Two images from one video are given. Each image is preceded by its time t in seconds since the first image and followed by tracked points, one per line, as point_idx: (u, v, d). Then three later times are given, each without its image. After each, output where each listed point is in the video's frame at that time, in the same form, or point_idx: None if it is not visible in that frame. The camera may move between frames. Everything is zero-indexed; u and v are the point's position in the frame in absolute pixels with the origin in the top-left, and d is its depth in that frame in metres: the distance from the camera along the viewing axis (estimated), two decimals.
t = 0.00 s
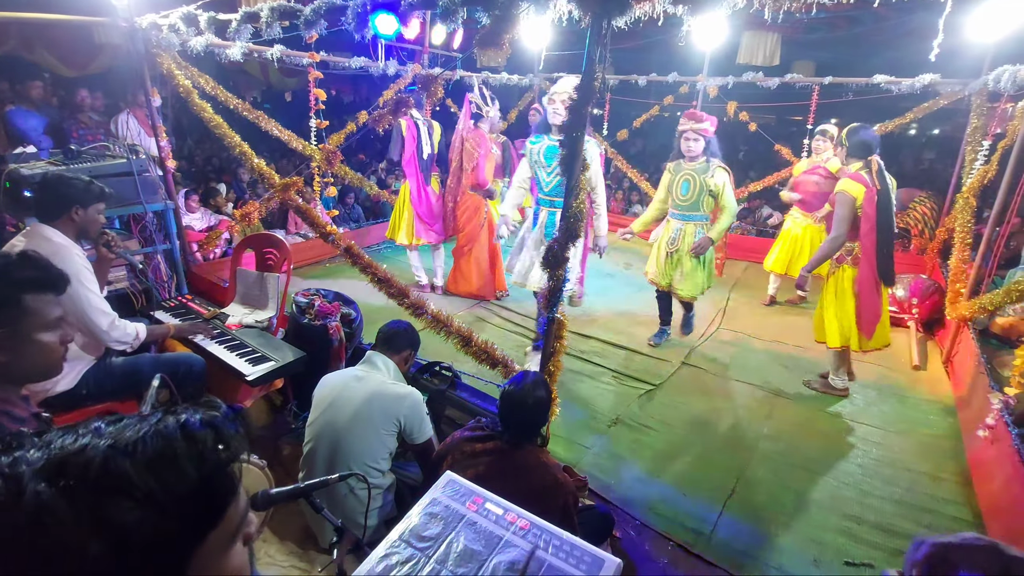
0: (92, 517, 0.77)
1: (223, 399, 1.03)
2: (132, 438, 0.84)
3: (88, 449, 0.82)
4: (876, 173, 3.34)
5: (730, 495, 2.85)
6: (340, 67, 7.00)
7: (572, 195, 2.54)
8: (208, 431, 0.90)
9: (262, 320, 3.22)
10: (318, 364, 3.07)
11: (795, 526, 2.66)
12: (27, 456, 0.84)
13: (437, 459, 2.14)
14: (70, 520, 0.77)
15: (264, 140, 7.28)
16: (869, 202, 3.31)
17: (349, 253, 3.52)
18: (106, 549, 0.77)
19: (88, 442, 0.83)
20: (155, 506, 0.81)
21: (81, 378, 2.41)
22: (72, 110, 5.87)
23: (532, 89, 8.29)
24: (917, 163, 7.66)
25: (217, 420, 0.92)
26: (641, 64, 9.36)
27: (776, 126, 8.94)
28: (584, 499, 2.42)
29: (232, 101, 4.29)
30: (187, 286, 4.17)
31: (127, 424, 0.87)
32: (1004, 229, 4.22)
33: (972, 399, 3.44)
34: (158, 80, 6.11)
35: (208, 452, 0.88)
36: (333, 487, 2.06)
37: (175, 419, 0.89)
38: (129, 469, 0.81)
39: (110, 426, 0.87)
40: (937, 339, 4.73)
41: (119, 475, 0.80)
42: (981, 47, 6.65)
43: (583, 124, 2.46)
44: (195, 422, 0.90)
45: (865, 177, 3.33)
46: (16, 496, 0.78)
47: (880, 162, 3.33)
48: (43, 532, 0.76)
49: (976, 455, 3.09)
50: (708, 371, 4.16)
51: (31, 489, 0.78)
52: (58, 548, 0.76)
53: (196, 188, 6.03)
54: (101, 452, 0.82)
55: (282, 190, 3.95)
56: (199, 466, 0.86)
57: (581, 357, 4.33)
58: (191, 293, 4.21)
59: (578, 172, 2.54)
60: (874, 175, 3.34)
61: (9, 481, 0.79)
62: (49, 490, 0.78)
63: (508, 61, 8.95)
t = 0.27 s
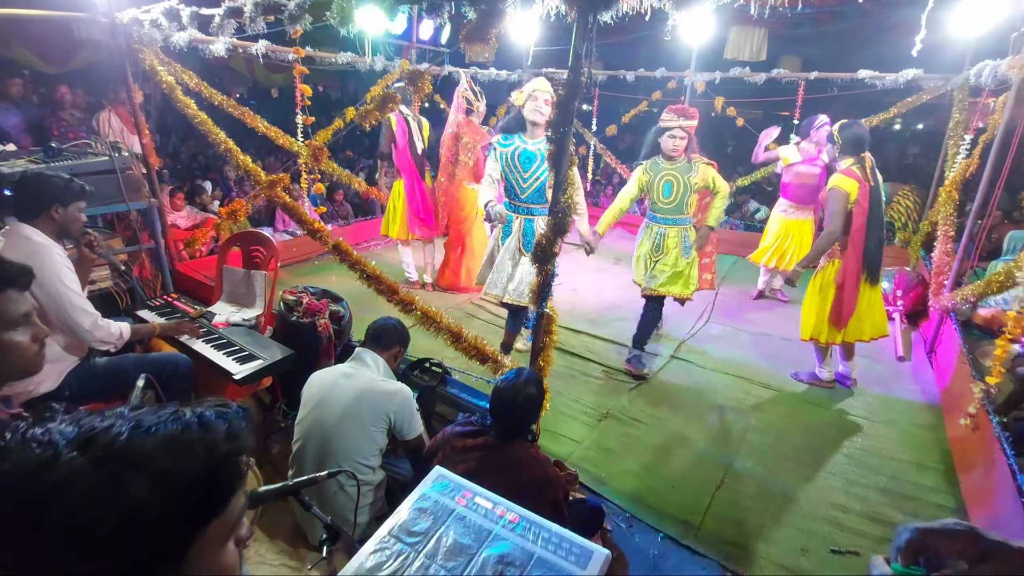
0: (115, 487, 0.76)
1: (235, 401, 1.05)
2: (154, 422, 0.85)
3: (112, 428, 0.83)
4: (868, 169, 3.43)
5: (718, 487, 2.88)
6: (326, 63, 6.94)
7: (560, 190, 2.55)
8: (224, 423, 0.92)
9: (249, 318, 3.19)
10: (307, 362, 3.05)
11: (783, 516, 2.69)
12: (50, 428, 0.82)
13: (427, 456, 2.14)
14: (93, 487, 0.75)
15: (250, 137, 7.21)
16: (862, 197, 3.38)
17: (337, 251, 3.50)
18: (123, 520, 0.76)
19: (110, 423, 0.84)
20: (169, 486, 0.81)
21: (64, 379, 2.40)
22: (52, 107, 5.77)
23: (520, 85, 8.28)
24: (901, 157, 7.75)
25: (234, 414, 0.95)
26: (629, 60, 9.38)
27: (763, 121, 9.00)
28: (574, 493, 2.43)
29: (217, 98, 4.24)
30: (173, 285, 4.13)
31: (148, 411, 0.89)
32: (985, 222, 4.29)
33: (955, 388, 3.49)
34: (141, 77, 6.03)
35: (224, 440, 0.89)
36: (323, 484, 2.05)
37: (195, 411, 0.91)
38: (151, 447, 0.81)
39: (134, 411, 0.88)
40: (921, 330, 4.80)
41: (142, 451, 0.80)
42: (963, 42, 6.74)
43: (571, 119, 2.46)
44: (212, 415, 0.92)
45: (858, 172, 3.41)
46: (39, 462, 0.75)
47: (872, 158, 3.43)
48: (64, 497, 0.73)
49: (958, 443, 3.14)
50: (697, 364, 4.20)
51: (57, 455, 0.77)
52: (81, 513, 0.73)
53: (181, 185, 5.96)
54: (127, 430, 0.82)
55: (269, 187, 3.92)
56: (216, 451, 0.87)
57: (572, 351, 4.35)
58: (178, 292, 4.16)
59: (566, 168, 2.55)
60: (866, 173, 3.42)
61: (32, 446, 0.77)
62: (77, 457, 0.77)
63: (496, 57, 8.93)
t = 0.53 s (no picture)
0: (118, 483, 0.79)
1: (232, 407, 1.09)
2: (153, 424, 0.89)
3: (114, 428, 0.87)
4: (850, 157, 3.44)
5: (709, 477, 2.91)
6: (311, 60, 6.88)
7: (547, 185, 2.55)
8: (220, 427, 0.96)
9: (237, 320, 3.17)
10: (296, 362, 3.04)
11: (771, 504, 2.73)
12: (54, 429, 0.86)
13: (419, 453, 2.14)
14: (95, 481, 0.78)
15: (235, 136, 7.13)
16: (842, 185, 3.42)
17: (325, 250, 3.48)
18: (123, 515, 0.78)
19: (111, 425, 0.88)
20: (167, 485, 0.84)
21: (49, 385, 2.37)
22: (31, 108, 5.67)
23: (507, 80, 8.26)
24: (886, 147, 7.82)
25: (230, 419, 0.99)
26: (616, 55, 9.39)
27: (749, 114, 9.05)
28: (566, 487, 2.45)
29: (199, 96, 4.19)
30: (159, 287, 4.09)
31: (148, 416, 0.93)
32: (966, 211, 4.36)
33: (939, 375, 3.55)
34: (122, 76, 5.94)
35: (220, 442, 0.93)
36: (314, 484, 2.05)
37: (193, 414, 0.95)
38: (150, 446, 0.85)
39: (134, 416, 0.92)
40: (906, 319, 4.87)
41: (142, 450, 0.83)
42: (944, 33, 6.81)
43: (556, 114, 2.45)
44: (208, 418, 0.96)
45: (840, 159, 3.43)
46: (43, 459, 0.79)
47: (855, 146, 3.44)
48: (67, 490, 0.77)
49: (942, 429, 3.20)
50: (687, 357, 4.23)
51: (60, 452, 0.80)
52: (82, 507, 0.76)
53: (166, 186, 5.89)
54: (127, 430, 0.86)
55: (254, 186, 3.89)
56: (211, 452, 0.90)
57: (562, 346, 4.36)
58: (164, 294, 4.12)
59: (552, 163, 2.55)
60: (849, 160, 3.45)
61: (37, 446, 0.81)
62: (81, 453, 0.81)
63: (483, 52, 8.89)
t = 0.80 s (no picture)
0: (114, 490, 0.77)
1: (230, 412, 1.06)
2: (149, 428, 0.86)
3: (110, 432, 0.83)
4: (834, 169, 3.45)
5: (704, 474, 2.92)
6: (304, 58, 6.84)
7: (541, 184, 2.54)
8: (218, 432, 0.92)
9: (232, 320, 3.16)
10: (291, 363, 3.03)
11: (767, 500, 2.74)
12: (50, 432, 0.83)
13: (415, 453, 2.14)
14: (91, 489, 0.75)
15: (228, 135, 7.10)
16: (818, 199, 3.47)
17: (319, 249, 3.47)
18: (118, 521, 0.76)
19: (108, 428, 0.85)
20: (162, 493, 0.81)
21: (41, 388, 2.37)
22: (22, 108, 5.63)
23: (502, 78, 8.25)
24: (880, 143, 7.85)
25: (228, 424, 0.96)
26: (611, 52, 9.39)
27: (743, 111, 9.07)
28: (562, 485, 2.45)
29: (191, 95, 4.16)
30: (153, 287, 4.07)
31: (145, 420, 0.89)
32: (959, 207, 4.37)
33: (932, 370, 3.58)
34: (114, 75, 5.89)
35: (218, 447, 0.90)
36: (310, 485, 2.05)
37: (190, 419, 0.92)
38: (146, 452, 0.81)
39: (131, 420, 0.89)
40: (899, 314, 4.90)
41: (138, 455, 0.80)
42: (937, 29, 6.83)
43: (549, 112, 2.45)
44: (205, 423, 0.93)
45: (822, 171, 3.47)
46: (38, 465, 0.76)
47: (842, 157, 3.43)
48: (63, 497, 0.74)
49: (935, 425, 3.22)
50: (682, 354, 4.25)
51: (54, 458, 0.77)
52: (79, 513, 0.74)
53: (159, 186, 5.86)
54: (123, 435, 0.83)
55: (248, 186, 3.88)
56: (208, 459, 0.87)
57: (558, 344, 4.37)
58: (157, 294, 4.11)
59: (546, 162, 2.55)
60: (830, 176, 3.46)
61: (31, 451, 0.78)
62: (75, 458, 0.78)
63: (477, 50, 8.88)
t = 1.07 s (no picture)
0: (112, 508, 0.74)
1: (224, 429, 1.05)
2: (146, 445, 0.84)
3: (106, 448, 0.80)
4: (820, 158, 3.56)
5: (694, 473, 2.94)
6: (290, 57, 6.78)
7: (530, 185, 2.54)
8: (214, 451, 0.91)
9: (217, 323, 3.11)
10: (278, 366, 2.99)
11: (755, 499, 2.76)
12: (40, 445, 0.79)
13: (403, 457, 2.13)
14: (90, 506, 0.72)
15: (213, 135, 7.02)
16: (796, 184, 3.62)
17: (306, 251, 3.44)
18: (118, 539, 0.73)
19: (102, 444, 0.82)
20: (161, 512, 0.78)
21: (18, 395, 2.32)
22: None
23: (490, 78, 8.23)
24: (864, 144, 7.95)
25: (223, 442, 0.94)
26: (599, 52, 9.42)
27: (730, 111, 9.14)
28: (551, 486, 2.45)
29: (175, 94, 4.09)
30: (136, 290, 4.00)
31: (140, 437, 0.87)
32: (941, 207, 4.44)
33: (915, 368, 3.63)
34: (94, 73, 5.79)
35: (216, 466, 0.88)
36: (298, 490, 2.02)
37: (187, 436, 0.90)
38: (145, 469, 0.79)
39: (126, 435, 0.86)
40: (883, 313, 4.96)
41: (139, 473, 0.78)
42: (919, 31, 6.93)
43: (537, 113, 2.44)
44: (202, 441, 0.91)
45: (808, 159, 3.58)
46: (32, 481, 0.73)
47: (830, 148, 3.53)
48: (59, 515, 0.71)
49: (918, 422, 3.27)
50: (670, 354, 4.27)
51: (48, 475, 0.74)
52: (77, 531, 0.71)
53: (141, 186, 5.77)
54: (120, 452, 0.80)
55: (233, 187, 3.83)
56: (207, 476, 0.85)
57: (547, 344, 4.37)
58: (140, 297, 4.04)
59: (535, 163, 2.54)
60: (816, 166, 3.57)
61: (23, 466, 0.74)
62: (72, 474, 0.75)
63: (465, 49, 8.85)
